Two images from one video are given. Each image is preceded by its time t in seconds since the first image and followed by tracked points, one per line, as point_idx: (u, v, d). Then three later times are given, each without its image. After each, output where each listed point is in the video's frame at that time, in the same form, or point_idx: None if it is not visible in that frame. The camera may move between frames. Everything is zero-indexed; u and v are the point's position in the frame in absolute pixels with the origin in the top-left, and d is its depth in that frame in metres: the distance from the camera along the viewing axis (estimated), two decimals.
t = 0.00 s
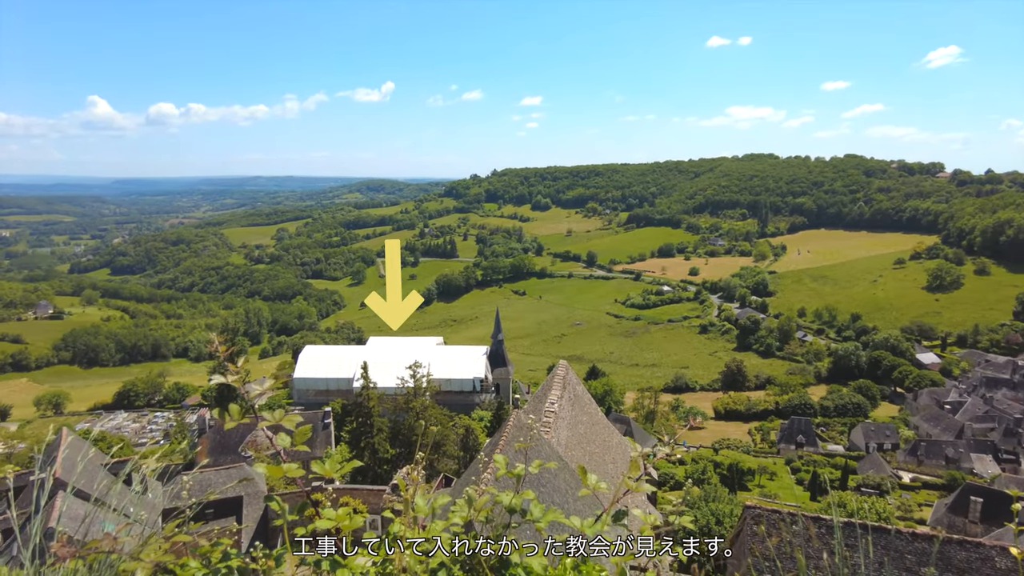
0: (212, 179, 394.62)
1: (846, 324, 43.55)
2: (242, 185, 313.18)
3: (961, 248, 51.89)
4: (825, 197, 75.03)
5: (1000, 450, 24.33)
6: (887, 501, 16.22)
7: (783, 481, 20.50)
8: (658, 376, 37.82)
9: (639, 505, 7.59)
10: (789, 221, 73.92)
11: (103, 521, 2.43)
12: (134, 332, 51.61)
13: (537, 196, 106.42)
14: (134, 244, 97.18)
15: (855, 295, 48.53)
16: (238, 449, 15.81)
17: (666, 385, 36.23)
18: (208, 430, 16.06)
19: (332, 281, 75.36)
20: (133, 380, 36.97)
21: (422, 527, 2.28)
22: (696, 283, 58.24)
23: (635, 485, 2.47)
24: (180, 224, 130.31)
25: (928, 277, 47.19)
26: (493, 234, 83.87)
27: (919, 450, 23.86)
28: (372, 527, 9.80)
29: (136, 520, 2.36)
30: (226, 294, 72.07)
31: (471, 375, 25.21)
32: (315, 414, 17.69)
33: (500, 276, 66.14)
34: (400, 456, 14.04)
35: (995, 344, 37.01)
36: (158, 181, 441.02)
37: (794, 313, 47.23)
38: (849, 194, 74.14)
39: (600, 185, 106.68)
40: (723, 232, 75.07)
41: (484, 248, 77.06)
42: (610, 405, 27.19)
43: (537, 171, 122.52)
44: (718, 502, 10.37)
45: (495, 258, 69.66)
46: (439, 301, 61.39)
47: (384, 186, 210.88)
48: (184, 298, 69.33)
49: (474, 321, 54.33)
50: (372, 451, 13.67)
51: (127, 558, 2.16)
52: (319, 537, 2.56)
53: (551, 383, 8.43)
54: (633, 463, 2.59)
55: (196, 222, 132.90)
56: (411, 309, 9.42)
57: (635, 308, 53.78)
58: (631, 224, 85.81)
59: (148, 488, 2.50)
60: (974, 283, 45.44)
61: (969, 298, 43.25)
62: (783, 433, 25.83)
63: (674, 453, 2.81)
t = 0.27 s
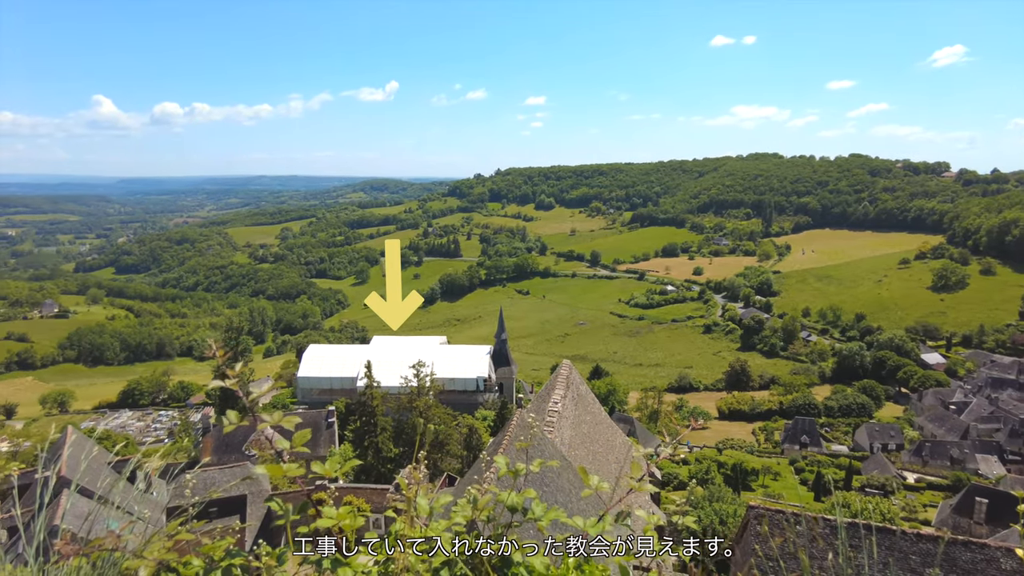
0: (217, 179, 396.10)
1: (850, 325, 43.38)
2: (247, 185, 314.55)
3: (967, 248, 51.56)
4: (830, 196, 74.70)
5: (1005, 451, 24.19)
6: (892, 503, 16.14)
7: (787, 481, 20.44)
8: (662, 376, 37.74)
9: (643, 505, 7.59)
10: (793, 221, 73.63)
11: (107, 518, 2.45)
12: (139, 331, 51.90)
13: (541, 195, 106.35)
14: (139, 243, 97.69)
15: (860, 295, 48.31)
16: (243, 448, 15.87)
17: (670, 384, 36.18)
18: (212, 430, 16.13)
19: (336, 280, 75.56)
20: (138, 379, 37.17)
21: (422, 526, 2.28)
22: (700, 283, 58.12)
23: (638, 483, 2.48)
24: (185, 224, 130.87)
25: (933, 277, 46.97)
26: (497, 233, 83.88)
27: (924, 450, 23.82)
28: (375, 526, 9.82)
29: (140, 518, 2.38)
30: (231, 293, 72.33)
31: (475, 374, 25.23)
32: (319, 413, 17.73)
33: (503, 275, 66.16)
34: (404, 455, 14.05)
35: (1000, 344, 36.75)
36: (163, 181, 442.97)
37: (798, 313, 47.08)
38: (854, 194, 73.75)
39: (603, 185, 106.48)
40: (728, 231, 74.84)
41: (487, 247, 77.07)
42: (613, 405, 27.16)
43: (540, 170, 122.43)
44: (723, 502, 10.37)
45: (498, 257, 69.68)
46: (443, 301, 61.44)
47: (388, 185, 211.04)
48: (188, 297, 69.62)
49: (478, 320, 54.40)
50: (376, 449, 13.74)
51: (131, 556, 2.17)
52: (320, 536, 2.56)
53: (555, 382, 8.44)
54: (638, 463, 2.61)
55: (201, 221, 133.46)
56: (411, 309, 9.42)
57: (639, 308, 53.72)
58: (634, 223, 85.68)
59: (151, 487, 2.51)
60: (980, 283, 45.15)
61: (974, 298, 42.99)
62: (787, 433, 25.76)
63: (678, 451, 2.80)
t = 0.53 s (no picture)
0: (221, 179, 397.48)
1: (854, 325, 43.20)
2: (251, 185, 315.48)
3: (972, 249, 51.25)
4: (834, 196, 74.39)
5: (1011, 452, 24.04)
6: (897, 504, 16.06)
7: (790, 482, 20.38)
8: (665, 376, 37.68)
9: (646, 506, 7.59)
10: (797, 220, 73.35)
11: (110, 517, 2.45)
12: (143, 331, 52.11)
13: (544, 195, 106.33)
14: (143, 243, 98.14)
15: (864, 295, 48.10)
16: (246, 447, 15.91)
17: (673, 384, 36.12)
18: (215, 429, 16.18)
19: (340, 280, 75.70)
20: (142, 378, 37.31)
21: (423, 525, 2.28)
22: (703, 283, 57.99)
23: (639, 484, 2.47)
24: (190, 224, 131.41)
25: (938, 277, 46.71)
26: (500, 233, 83.91)
27: (929, 451, 23.69)
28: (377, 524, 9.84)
29: (143, 519, 2.38)
30: (235, 292, 72.58)
31: (477, 374, 25.25)
32: (322, 412, 17.76)
33: (506, 275, 66.17)
34: (407, 455, 14.03)
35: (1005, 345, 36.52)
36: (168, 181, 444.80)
37: (802, 313, 46.92)
38: (858, 194, 73.39)
39: (607, 185, 106.36)
40: (731, 231, 74.64)
41: (490, 247, 77.10)
42: (616, 405, 27.13)
43: (544, 170, 122.42)
44: (726, 502, 10.34)
45: (501, 257, 69.69)
46: (446, 300, 61.46)
47: (392, 185, 211.30)
48: (192, 296, 69.88)
49: (481, 320, 54.44)
50: (379, 449, 13.75)
51: (134, 555, 2.18)
52: (321, 535, 2.56)
53: (558, 382, 8.44)
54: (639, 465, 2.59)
55: (205, 221, 134.04)
56: (411, 309, 9.41)
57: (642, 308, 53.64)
58: (638, 223, 85.54)
59: (152, 487, 2.52)
60: (985, 283, 44.86)
61: (979, 299, 42.74)
62: (790, 434, 25.67)
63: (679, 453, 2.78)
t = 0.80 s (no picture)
0: (225, 178, 398.11)
1: (858, 325, 43.05)
2: (254, 185, 316.30)
3: (975, 249, 51.02)
4: (837, 196, 74.14)
5: (1015, 453, 23.93)
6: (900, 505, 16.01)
7: (793, 482, 20.35)
8: (668, 376, 37.64)
9: (649, 507, 7.59)
10: (800, 221, 73.14)
11: (112, 516, 2.44)
12: (146, 330, 52.29)
13: (547, 195, 106.24)
14: (147, 243, 98.49)
15: (867, 295, 47.94)
16: (248, 447, 15.95)
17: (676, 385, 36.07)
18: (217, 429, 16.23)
19: (342, 280, 75.81)
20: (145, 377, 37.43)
21: (427, 526, 2.28)
22: (706, 283, 57.90)
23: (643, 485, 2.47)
24: (193, 224, 131.79)
25: (941, 278, 46.53)
26: (502, 233, 83.89)
27: (932, 451, 23.59)
28: (380, 524, 9.85)
29: (148, 518, 2.38)
30: (238, 292, 72.75)
31: (480, 374, 25.24)
32: (324, 412, 17.78)
33: (508, 275, 66.14)
34: (409, 455, 14.02)
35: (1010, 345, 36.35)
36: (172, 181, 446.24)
37: (805, 313, 46.78)
38: (861, 194, 73.13)
39: (609, 185, 106.21)
40: (734, 231, 74.47)
41: (492, 247, 77.09)
42: (619, 405, 27.10)
43: (546, 171, 122.35)
44: (728, 502, 10.32)
45: (504, 258, 69.66)
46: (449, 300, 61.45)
47: (394, 185, 211.45)
48: (195, 296, 70.09)
49: (483, 320, 54.44)
50: (381, 449, 13.76)
51: (137, 555, 2.19)
52: (322, 535, 2.57)
53: (560, 382, 8.45)
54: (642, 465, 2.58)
55: (208, 220, 134.41)
56: (411, 309, 9.44)
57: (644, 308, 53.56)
58: (640, 223, 85.42)
59: (155, 487, 2.51)
60: (990, 283, 44.64)
61: (982, 299, 42.56)
62: (793, 434, 25.59)
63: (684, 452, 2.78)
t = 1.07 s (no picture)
0: (228, 178, 399.12)
1: (861, 325, 42.93)
2: (257, 184, 316.99)
3: (979, 249, 50.79)
4: (840, 196, 73.92)
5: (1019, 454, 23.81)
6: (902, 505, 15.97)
7: (795, 483, 20.32)
8: (670, 376, 37.62)
9: (650, 507, 7.58)
10: (803, 220, 72.93)
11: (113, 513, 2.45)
12: (149, 330, 52.50)
13: (550, 194, 106.23)
14: (150, 242, 98.85)
15: (870, 296, 47.79)
16: (251, 447, 15.98)
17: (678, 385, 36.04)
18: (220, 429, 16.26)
19: (345, 279, 75.93)
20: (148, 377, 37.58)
21: (425, 524, 2.28)
22: (708, 283, 57.80)
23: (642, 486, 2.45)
24: (195, 223, 132.17)
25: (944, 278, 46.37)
26: (504, 233, 83.92)
27: (935, 452, 23.50)
28: (381, 523, 9.85)
29: (148, 516, 2.39)
30: (241, 292, 72.95)
31: (482, 374, 25.24)
32: (327, 412, 17.79)
33: (511, 275, 66.13)
34: (410, 455, 14.02)
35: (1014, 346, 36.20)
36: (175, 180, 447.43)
37: (807, 313, 46.66)
38: (864, 194, 72.88)
39: (612, 185, 106.07)
40: (737, 231, 74.33)
41: (495, 247, 77.10)
42: (621, 405, 27.09)
43: (549, 171, 122.31)
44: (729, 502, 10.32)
45: (506, 257, 69.65)
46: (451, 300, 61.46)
47: (397, 185, 211.62)
48: (198, 296, 70.32)
49: (485, 320, 54.48)
50: (383, 448, 13.78)
51: (136, 554, 2.20)
52: (321, 535, 2.57)
53: (562, 382, 8.44)
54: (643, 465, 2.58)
55: (212, 220, 134.76)
56: (411, 309, 9.46)
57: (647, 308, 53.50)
58: (643, 223, 85.31)
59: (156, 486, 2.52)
60: (994, 284, 44.45)
61: (986, 300, 42.38)
62: (795, 434, 25.53)
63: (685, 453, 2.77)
